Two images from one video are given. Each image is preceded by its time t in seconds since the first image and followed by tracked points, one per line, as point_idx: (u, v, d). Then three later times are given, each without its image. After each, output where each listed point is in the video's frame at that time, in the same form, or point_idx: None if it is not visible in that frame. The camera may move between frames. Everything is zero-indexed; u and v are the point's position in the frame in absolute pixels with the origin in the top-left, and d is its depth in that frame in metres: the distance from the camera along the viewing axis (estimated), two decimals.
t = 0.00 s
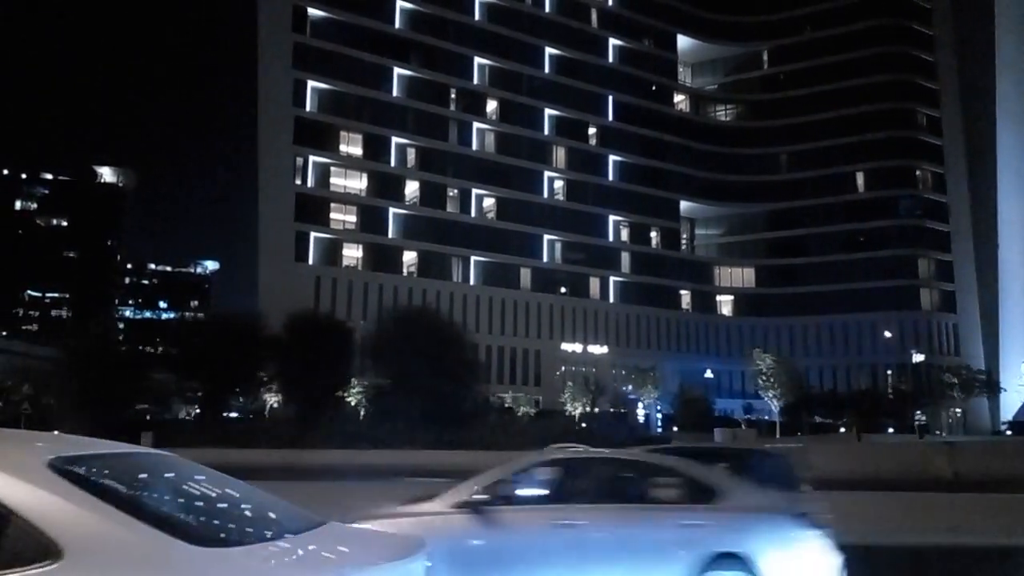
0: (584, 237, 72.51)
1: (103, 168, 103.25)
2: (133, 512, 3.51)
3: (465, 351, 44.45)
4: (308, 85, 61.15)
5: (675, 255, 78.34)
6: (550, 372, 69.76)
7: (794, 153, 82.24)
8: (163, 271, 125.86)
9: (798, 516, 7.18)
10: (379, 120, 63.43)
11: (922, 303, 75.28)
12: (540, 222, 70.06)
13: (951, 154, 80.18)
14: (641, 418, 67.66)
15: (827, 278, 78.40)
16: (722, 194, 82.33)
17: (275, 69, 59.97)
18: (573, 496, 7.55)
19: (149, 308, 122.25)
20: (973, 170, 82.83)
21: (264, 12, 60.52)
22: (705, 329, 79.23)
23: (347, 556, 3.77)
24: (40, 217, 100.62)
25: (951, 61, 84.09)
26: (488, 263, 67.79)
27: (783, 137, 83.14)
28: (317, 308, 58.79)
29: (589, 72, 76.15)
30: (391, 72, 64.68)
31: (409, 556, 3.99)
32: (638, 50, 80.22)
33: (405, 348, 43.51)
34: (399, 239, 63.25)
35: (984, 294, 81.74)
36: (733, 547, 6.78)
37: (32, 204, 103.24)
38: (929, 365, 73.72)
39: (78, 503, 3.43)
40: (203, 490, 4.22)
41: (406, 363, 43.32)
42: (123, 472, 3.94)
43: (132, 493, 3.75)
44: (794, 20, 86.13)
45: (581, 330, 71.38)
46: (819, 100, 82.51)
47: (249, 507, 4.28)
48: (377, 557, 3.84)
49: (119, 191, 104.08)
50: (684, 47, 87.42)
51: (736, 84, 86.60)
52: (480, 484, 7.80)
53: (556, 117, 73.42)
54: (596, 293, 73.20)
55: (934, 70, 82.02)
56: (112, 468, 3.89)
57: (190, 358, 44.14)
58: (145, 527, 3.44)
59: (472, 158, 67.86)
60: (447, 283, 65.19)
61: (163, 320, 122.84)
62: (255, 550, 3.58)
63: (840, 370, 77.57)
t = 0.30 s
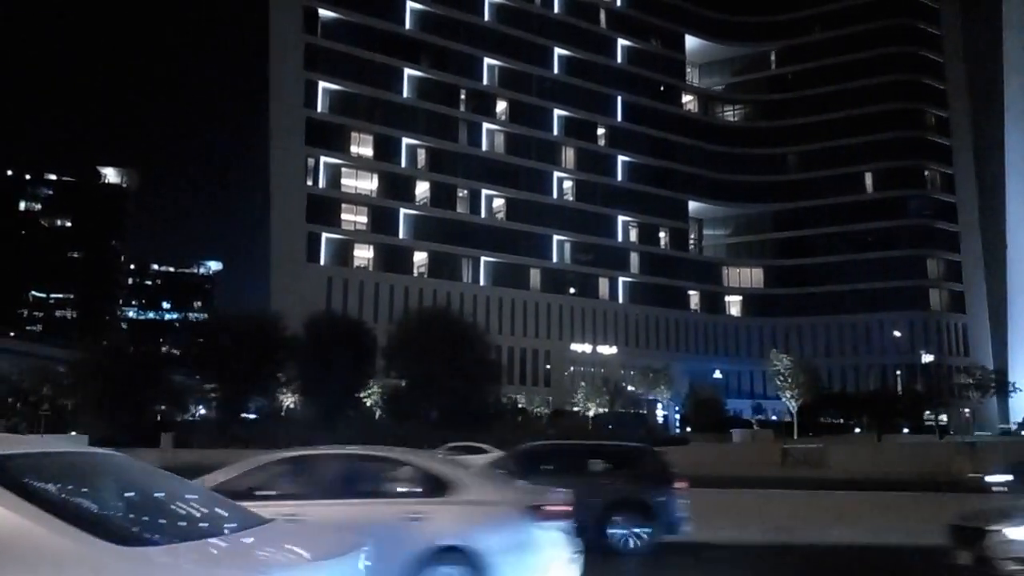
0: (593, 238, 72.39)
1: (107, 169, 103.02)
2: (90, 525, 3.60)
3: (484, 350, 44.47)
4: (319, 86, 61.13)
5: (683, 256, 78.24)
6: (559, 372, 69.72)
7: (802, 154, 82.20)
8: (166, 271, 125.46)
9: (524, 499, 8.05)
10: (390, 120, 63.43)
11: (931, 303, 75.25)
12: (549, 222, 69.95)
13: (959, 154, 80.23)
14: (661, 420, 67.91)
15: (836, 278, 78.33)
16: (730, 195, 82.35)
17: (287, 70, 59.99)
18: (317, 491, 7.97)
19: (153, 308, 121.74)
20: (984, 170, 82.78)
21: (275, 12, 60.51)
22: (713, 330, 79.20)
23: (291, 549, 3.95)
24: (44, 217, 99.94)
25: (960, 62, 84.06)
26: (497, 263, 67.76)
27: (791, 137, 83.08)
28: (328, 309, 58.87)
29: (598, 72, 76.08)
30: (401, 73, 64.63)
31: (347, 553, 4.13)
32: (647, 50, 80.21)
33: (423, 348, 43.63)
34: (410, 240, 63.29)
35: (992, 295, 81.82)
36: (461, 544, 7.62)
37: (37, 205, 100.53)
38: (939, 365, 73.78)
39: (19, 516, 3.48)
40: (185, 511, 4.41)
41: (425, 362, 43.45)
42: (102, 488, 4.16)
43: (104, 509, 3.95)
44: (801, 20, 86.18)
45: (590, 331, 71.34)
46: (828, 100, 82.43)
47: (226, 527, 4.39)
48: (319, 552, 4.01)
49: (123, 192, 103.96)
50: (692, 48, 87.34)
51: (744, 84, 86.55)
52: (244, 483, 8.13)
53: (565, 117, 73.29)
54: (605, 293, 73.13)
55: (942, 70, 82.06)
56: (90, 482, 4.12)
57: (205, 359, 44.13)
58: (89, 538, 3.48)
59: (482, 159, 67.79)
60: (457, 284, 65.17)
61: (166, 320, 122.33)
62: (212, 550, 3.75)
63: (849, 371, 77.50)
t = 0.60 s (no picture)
0: (602, 238, 72.35)
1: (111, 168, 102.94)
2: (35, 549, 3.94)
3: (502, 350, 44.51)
4: (330, 86, 61.15)
5: (692, 256, 78.21)
6: (569, 372, 69.70)
7: (810, 153, 82.13)
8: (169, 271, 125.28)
9: (253, 497, 8.91)
10: (400, 120, 63.42)
11: (940, 303, 75.24)
12: (559, 222, 69.93)
13: (968, 154, 80.31)
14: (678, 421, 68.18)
15: (845, 278, 78.23)
16: (737, 195, 82.38)
17: (298, 69, 59.99)
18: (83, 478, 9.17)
19: (156, 308, 121.54)
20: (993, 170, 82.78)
21: (286, 12, 60.52)
22: (721, 329, 79.27)
23: (237, 547, 4.42)
24: (49, 216, 99.78)
25: (967, 62, 84.19)
26: (507, 263, 67.77)
27: (799, 136, 83.04)
28: (339, 308, 58.87)
29: (607, 72, 76.07)
30: (411, 72, 64.62)
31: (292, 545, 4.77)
32: (656, 50, 80.24)
33: (441, 349, 43.70)
34: (420, 240, 63.26)
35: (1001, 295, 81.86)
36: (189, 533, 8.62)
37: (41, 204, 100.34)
38: (947, 365, 73.82)
39: None
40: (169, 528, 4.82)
41: (442, 363, 43.55)
42: (83, 508, 4.83)
43: (78, 527, 4.49)
44: (808, 20, 86.24)
45: (599, 331, 71.36)
46: (836, 99, 82.37)
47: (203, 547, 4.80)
48: (266, 549, 4.48)
49: (127, 192, 103.89)
50: (699, 47, 87.29)
51: (751, 84, 86.53)
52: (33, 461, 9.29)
53: (574, 117, 73.22)
54: (614, 293, 73.11)
55: (950, 70, 82.09)
56: (75, 504, 4.83)
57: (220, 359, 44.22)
58: (36, 564, 3.80)
59: (492, 158, 67.75)
60: (468, 284, 65.13)
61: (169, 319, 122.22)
62: (171, 547, 4.26)
63: (857, 370, 77.46)
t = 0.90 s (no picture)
0: (611, 239, 72.40)
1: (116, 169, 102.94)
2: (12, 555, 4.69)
3: (518, 351, 44.57)
4: (341, 86, 61.21)
5: (700, 256, 78.23)
6: (579, 372, 69.76)
7: (818, 153, 82.14)
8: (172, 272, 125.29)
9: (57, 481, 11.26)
10: (410, 121, 63.48)
11: (949, 303, 75.24)
12: (568, 223, 69.97)
13: (976, 155, 80.43)
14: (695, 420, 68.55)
15: (853, 278, 78.23)
16: (745, 195, 82.46)
17: (309, 69, 60.02)
18: None
19: (159, 309, 121.46)
20: (1001, 170, 82.84)
21: (297, 12, 60.57)
22: (728, 330, 79.39)
23: (176, 547, 5.22)
24: (53, 217, 99.60)
25: (975, 62, 84.28)
26: (517, 264, 67.80)
27: (807, 136, 83.05)
28: (350, 309, 58.92)
29: (616, 73, 76.15)
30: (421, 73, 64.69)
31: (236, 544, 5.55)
32: (664, 50, 80.35)
33: (457, 350, 43.82)
34: (431, 240, 63.30)
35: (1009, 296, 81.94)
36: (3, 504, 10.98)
37: (45, 205, 100.32)
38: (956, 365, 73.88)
39: None
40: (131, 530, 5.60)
41: (458, 363, 43.63)
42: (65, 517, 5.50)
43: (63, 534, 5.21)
44: (815, 21, 86.36)
45: (609, 331, 71.43)
46: (843, 99, 82.38)
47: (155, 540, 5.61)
48: (203, 548, 5.27)
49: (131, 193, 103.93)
50: (707, 47, 87.33)
51: (759, 84, 86.58)
52: None
53: (583, 117, 73.22)
54: (623, 293, 73.17)
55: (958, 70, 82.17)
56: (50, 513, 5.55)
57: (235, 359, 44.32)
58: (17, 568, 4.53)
59: (501, 159, 67.78)
60: (478, 284, 65.13)
61: (173, 319, 122.35)
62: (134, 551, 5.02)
63: (866, 370, 77.49)
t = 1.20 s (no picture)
0: (620, 238, 72.31)
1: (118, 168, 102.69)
2: None
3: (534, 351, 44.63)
4: (352, 86, 61.22)
5: (709, 256, 78.17)
6: (588, 372, 69.77)
7: (826, 153, 82.12)
8: (174, 271, 125.04)
9: None
10: (420, 121, 63.48)
11: (958, 303, 75.21)
12: (578, 223, 69.91)
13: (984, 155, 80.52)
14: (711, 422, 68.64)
15: (861, 278, 78.21)
16: (754, 194, 82.44)
17: (320, 68, 60.01)
18: None
19: (161, 308, 121.24)
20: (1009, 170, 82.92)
21: (308, 11, 60.57)
22: (736, 329, 79.41)
23: (122, 543, 4.72)
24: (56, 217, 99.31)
25: (983, 63, 84.30)
26: (527, 263, 67.74)
27: (815, 136, 83.00)
28: (361, 309, 58.93)
29: (626, 72, 76.17)
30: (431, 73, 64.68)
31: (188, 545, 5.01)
32: (673, 50, 80.37)
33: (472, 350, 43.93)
34: (440, 240, 63.31)
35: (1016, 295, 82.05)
36: None
37: (49, 204, 100.13)
38: (965, 365, 73.89)
39: None
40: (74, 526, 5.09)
41: (474, 363, 43.73)
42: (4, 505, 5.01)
43: None
44: (821, 20, 86.35)
45: (618, 330, 71.46)
46: (852, 99, 82.34)
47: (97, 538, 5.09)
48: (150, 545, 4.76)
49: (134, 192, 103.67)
50: (715, 47, 87.26)
51: (766, 83, 86.52)
52: None
53: (592, 117, 73.07)
54: (632, 293, 73.17)
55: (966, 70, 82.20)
56: None
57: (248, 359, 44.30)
58: None
59: (510, 158, 67.75)
60: (488, 283, 65.13)
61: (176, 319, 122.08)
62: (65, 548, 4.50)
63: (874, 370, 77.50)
